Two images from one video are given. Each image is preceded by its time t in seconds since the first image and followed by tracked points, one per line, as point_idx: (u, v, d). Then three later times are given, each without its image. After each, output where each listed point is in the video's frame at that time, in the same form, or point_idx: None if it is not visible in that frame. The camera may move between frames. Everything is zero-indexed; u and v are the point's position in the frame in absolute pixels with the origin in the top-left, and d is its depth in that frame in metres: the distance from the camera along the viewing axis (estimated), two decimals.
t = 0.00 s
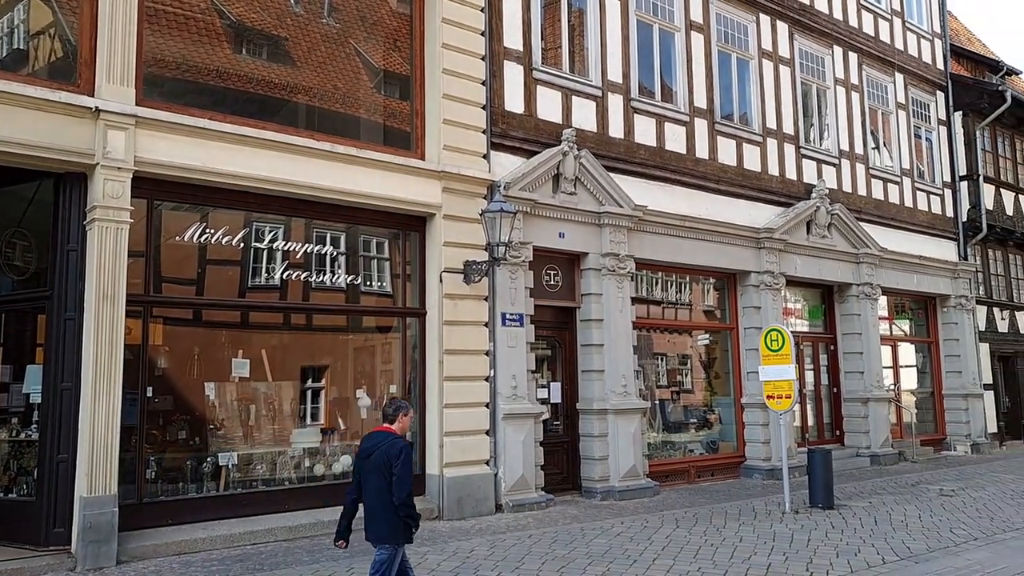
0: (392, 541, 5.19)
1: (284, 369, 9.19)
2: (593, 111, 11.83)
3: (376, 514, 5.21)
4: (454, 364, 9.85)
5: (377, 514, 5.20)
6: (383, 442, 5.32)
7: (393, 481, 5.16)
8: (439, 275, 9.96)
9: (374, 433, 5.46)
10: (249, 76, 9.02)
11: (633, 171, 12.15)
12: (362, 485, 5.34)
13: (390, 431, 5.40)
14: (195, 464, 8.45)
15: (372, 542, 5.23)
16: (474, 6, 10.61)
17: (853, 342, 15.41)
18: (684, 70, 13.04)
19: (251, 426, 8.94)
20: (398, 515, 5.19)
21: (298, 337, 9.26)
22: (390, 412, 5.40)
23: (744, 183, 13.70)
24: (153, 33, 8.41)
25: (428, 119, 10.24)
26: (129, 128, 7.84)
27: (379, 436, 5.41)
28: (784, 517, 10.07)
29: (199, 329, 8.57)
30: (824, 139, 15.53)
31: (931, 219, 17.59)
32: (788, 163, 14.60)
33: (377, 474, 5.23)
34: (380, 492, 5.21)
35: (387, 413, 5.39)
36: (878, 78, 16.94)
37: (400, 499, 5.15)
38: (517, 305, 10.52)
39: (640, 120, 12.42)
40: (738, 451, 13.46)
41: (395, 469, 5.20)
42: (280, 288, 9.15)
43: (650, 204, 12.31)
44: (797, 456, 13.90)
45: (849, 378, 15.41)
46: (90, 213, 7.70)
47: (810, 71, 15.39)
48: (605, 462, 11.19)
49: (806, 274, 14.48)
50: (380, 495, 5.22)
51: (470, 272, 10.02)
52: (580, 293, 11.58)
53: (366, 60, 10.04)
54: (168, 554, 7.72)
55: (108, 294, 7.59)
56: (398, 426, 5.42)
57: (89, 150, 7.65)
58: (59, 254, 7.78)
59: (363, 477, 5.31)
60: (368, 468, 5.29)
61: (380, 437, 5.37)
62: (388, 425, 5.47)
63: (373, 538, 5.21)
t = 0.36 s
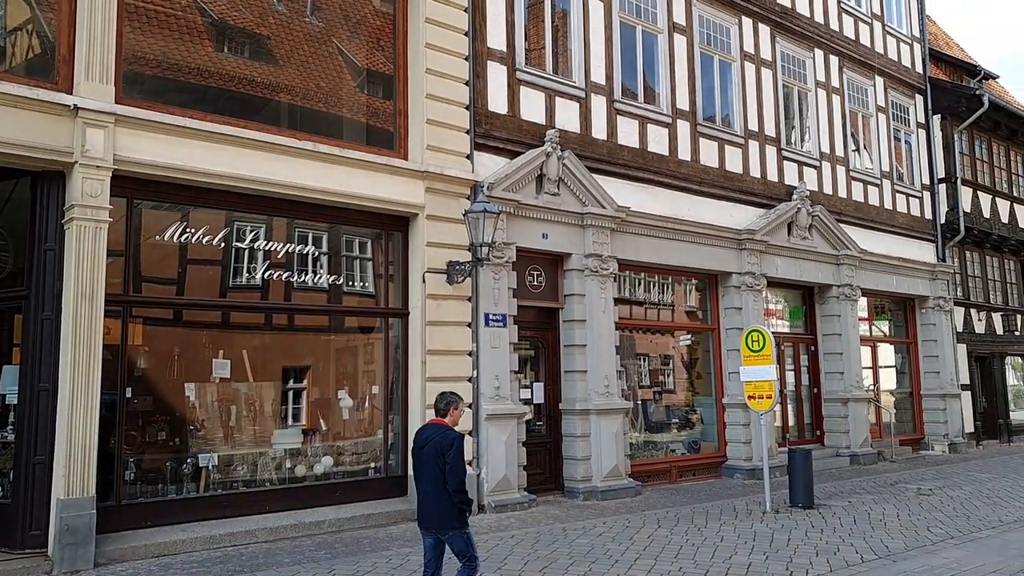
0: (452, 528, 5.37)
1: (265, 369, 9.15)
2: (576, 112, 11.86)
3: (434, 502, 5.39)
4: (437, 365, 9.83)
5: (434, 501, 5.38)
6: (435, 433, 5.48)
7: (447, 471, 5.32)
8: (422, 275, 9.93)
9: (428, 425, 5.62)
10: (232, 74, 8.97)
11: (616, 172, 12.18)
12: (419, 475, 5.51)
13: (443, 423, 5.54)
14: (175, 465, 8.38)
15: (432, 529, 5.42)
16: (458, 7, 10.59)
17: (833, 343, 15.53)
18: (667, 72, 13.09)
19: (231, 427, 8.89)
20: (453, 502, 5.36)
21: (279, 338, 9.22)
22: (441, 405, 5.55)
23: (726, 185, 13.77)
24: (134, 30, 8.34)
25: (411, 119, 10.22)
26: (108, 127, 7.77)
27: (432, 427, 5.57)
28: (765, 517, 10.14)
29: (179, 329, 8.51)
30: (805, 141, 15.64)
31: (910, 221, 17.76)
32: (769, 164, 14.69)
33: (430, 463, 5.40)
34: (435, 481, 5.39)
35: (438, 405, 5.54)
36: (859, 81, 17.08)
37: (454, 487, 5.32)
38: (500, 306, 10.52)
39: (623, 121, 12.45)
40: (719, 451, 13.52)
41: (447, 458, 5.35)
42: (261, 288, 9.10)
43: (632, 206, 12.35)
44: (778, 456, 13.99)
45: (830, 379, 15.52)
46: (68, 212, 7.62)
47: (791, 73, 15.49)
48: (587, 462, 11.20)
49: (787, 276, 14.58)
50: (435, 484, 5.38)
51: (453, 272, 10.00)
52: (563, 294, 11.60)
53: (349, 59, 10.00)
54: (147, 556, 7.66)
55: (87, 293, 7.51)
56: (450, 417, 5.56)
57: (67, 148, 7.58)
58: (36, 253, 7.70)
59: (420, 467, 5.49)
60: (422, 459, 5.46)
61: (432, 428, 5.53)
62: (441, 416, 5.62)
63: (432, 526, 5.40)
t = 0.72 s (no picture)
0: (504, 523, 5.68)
1: (246, 370, 9.10)
2: (559, 113, 11.87)
3: (487, 498, 5.70)
4: (419, 365, 9.80)
5: (487, 498, 5.69)
6: (485, 434, 5.76)
7: (499, 471, 5.62)
8: (404, 275, 9.90)
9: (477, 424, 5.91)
10: (213, 72, 8.91)
11: (599, 173, 12.21)
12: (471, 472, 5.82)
13: (491, 423, 5.84)
14: (154, 467, 8.32)
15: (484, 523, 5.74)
16: (442, 6, 10.56)
17: (813, 344, 15.63)
18: (650, 74, 13.13)
19: (212, 427, 8.83)
20: (506, 499, 5.67)
21: (261, 338, 9.17)
22: (490, 406, 5.86)
23: (708, 186, 13.84)
24: (114, 26, 8.27)
25: (394, 118, 10.19)
26: (87, 125, 7.69)
27: (482, 426, 5.85)
28: (745, 516, 10.20)
29: (159, 329, 8.45)
30: (787, 143, 15.74)
31: (890, 223, 17.92)
32: (751, 166, 14.77)
33: (483, 463, 5.70)
34: (488, 479, 5.69)
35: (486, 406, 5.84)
36: (839, 84, 17.21)
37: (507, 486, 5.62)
38: (483, 306, 10.52)
39: (606, 122, 12.48)
40: (701, 451, 13.59)
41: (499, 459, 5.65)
42: (242, 288, 9.04)
43: (615, 206, 12.38)
44: (759, 456, 14.07)
45: (810, 379, 15.64)
46: (46, 210, 7.54)
47: (773, 76, 15.60)
48: (570, 463, 11.21)
49: (768, 277, 14.67)
50: (488, 481, 5.70)
51: (436, 273, 9.96)
52: (546, 295, 11.62)
53: (331, 58, 9.96)
54: (125, 558, 7.59)
55: (65, 294, 7.44)
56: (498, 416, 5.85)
57: (45, 146, 7.49)
58: (13, 252, 7.62)
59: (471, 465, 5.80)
60: (474, 457, 5.76)
61: (482, 428, 5.82)
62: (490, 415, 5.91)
63: (485, 521, 5.72)
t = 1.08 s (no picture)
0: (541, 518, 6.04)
1: (228, 370, 9.06)
2: (544, 114, 11.88)
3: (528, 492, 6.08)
4: (403, 366, 9.78)
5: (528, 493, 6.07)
6: (530, 434, 6.22)
7: (543, 467, 6.06)
8: (388, 276, 9.88)
9: (518, 428, 6.37)
10: (195, 71, 8.85)
11: (583, 174, 12.23)
12: (512, 471, 6.23)
13: (533, 426, 6.31)
14: (135, 468, 8.26)
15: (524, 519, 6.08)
16: (427, 7, 10.55)
17: (795, 345, 15.74)
18: (634, 75, 13.18)
19: (194, 428, 8.79)
20: (547, 496, 6.07)
21: (243, 339, 9.13)
22: (530, 410, 6.34)
23: (691, 188, 13.90)
24: (95, 24, 8.20)
25: (378, 118, 10.17)
26: (67, 123, 7.62)
27: (524, 428, 6.33)
28: (728, 516, 10.26)
29: (140, 330, 8.40)
30: (770, 145, 15.84)
31: (871, 225, 18.08)
32: (734, 168, 14.85)
33: (527, 460, 6.13)
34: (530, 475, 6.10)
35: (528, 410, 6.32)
36: (821, 86, 17.34)
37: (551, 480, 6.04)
38: (467, 306, 10.52)
39: (590, 124, 12.51)
40: (684, 451, 13.65)
41: (543, 456, 6.10)
42: (225, 288, 8.99)
43: (599, 207, 12.41)
44: (741, 456, 14.15)
45: (792, 380, 15.75)
46: (25, 209, 7.47)
47: (756, 78, 15.69)
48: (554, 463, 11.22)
49: (751, 278, 14.75)
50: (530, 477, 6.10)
51: (420, 273, 9.94)
52: (530, 295, 11.63)
53: (315, 58, 9.92)
54: (105, 561, 7.53)
55: (44, 294, 7.37)
56: (539, 421, 6.35)
57: (24, 145, 7.43)
58: None
59: (513, 463, 6.21)
60: (518, 455, 6.20)
61: (525, 430, 6.28)
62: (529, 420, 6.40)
63: (524, 516, 6.07)
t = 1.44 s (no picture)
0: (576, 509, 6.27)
1: (212, 370, 9.02)
2: (530, 114, 11.89)
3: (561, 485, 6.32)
4: (388, 366, 9.76)
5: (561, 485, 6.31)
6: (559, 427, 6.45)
7: (574, 460, 6.29)
8: (374, 276, 9.86)
9: (548, 422, 6.61)
10: (179, 69, 8.80)
11: (569, 174, 12.25)
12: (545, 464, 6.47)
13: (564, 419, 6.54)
14: (117, 469, 8.20)
15: (558, 510, 6.33)
16: (412, 7, 10.53)
17: (780, 345, 15.83)
18: (620, 76, 13.21)
19: (177, 429, 8.74)
20: (579, 487, 6.30)
21: (227, 339, 9.09)
22: (561, 404, 6.56)
23: (676, 189, 13.95)
24: (78, 22, 8.14)
25: (364, 117, 10.14)
26: (48, 121, 7.56)
27: (554, 421, 6.56)
28: (712, 516, 10.30)
29: (123, 329, 8.34)
30: (754, 147, 15.91)
31: (855, 226, 18.20)
32: (719, 169, 14.91)
33: (557, 453, 6.36)
34: (561, 469, 6.33)
35: (558, 404, 6.54)
36: (806, 88, 17.44)
37: (581, 472, 6.27)
38: (453, 307, 10.52)
39: (576, 125, 12.53)
40: (669, 451, 13.70)
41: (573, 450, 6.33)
42: (209, 288, 8.95)
43: (584, 208, 12.44)
44: (726, 456, 14.22)
45: (776, 380, 15.84)
46: (6, 208, 7.40)
47: (741, 80, 15.76)
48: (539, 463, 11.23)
49: (735, 279, 14.82)
50: (562, 470, 6.33)
51: (406, 273, 9.93)
52: (516, 296, 11.64)
53: (301, 56, 9.89)
54: (87, 563, 7.47)
55: (25, 293, 7.32)
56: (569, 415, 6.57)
57: (5, 143, 7.36)
58: None
59: (545, 457, 6.45)
60: (548, 449, 6.43)
61: (556, 424, 6.51)
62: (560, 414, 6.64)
63: (558, 507, 6.32)
